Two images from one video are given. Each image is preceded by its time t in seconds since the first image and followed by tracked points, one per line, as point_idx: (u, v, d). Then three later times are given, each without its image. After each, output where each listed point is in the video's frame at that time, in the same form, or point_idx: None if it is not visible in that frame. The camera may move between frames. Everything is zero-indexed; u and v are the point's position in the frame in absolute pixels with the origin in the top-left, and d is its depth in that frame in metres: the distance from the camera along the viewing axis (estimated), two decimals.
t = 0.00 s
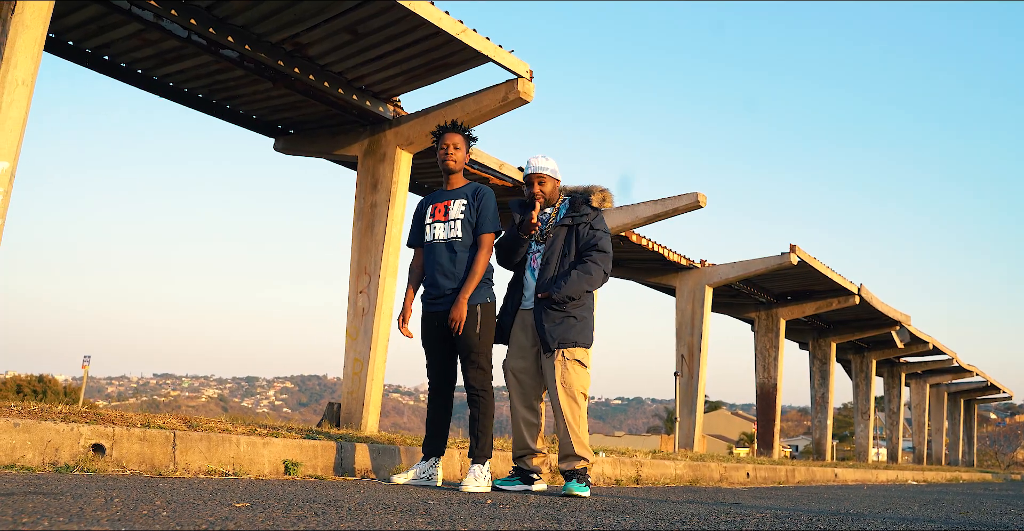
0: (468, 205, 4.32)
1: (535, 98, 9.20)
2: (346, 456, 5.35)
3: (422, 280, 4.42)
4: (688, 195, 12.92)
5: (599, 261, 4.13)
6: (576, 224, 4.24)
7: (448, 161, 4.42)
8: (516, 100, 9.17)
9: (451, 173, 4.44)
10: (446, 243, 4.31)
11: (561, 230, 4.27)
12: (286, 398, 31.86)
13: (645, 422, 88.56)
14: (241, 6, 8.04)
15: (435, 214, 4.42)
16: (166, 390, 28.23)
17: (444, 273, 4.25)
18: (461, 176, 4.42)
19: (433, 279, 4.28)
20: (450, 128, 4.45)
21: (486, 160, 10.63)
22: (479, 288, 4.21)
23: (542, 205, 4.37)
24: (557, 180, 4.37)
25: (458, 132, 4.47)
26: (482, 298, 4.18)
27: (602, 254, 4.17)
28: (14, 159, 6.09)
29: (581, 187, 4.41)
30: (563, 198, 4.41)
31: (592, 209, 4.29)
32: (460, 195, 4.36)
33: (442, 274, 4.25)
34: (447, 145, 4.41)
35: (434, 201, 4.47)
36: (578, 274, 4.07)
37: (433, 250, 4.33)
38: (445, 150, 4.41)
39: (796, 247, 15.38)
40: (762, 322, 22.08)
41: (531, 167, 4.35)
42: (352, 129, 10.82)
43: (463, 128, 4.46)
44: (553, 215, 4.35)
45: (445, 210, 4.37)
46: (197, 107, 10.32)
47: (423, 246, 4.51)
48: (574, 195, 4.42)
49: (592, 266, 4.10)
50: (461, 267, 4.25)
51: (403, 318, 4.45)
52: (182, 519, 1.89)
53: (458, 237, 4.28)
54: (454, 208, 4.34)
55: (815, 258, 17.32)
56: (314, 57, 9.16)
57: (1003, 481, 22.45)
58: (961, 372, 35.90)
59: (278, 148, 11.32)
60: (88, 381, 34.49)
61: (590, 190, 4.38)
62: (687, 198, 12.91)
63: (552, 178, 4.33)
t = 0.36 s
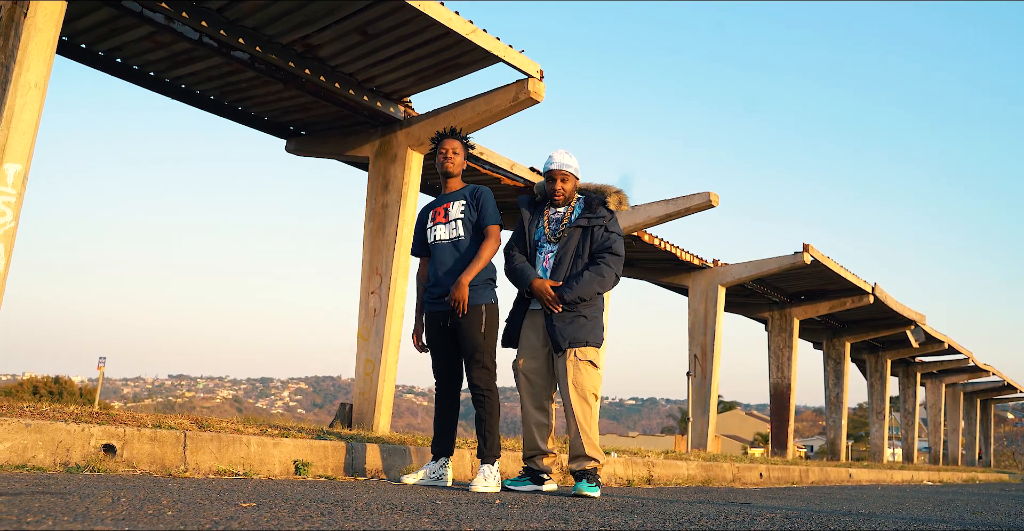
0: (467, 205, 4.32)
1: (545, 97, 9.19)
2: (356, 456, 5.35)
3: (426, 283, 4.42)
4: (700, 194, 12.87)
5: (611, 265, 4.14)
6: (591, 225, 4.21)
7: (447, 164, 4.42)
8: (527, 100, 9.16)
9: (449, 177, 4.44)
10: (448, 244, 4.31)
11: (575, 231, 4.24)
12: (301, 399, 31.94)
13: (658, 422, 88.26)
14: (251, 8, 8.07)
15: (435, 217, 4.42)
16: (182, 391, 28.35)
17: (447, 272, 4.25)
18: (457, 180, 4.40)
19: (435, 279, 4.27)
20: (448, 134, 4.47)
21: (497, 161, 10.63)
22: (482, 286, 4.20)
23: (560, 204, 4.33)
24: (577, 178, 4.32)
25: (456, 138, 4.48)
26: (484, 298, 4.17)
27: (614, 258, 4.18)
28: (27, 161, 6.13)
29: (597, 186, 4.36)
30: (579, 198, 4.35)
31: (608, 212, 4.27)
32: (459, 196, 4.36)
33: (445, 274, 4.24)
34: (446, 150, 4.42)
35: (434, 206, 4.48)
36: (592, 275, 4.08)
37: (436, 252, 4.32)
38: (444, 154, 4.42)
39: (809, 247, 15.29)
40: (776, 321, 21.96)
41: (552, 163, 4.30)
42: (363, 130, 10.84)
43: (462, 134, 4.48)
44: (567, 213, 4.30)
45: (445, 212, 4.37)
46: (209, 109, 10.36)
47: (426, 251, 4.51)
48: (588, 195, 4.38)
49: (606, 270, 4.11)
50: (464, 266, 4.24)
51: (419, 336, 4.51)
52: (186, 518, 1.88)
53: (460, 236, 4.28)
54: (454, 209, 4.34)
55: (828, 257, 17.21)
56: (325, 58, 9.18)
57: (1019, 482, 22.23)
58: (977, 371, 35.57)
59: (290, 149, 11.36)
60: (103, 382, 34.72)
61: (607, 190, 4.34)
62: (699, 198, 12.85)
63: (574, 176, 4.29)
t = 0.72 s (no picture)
0: (473, 204, 4.31)
1: (556, 98, 9.17)
2: (365, 456, 5.36)
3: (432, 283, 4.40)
4: (712, 194, 12.81)
5: (624, 269, 4.11)
6: (602, 227, 4.18)
7: (453, 165, 4.41)
8: (537, 100, 9.16)
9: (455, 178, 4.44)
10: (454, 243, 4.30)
11: (586, 233, 4.22)
12: (314, 400, 32.02)
13: (670, 422, 87.99)
14: (262, 10, 8.10)
15: (441, 217, 4.41)
16: (196, 392, 28.44)
17: (453, 270, 4.23)
18: (463, 182, 4.41)
19: (442, 278, 4.26)
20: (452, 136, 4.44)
21: (508, 161, 10.64)
22: (486, 286, 4.21)
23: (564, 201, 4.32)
24: (577, 176, 4.30)
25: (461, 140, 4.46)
26: (489, 298, 4.18)
27: (628, 263, 4.15)
28: (40, 163, 6.18)
29: (612, 183, 4.28)
30: (588, 194, 4.32)
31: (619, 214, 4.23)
32: (465, 196, 4.35)
33: (451, 272, 4.23)
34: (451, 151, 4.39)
35: (440, 206, 4.47)
36: (604, 279, 4.05)
37: (443, 252, 4.31)
38: (450, 156, 4.39)
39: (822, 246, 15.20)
40: (788, 321, 21.86)
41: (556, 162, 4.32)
42: (374, 131, 10.87)
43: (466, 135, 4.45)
44: (578, 212, 4.26)
45: (451, 213, 4.36)
46: (221, 110, 10.41)
47: (432, 251, 4.50)
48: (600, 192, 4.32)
49: (620, 275, 4.08)
50: (470, 264, 4.22)
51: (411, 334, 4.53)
52: (190, 516, 1.87)
53: (466, 235, 4.26)
54: (460, 209, 4.33)
55: (842, 257, 17.10)
56: (335, 59, 9.21)
57: None
58: (993, 372, 35.27)
59: (301, 150, 11.41)
60: (118, 383, 34.89)
61: (619, 188, 4.26)
62: (710, 198, 12.80)
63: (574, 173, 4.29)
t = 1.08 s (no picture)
0: (483, 204, 4.27)
1: (563, 98, 9.17)
2: (373, 456, 5.36)
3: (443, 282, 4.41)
4: (721, 193, 12.76)
5: (604, 260, 4.02)
6: (582, 222, 4.15)
7: (465, 165, 4.38)
8: (545, 100, 9.15)
9: (468, 177, 4.41)
10: (464, 243, 4.30)
11: (570, 230, 4.21)
12: (326, 401, 32.05)
13: (682, 423, 87.71)
14: (270, 11, 8.12)
15: (453, 217, 4.41)
16: (208, 394, 28.51)
17: (462, 270, 4.23)
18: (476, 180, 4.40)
19: (452, 278, 4.27)
20: (464, 134, 4.41)
21: (518, 162, 10.69)
22: (495, 284, 4.21)
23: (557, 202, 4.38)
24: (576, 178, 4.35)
25: (472, 138, 4.41)
26: (498, 298, 4.18)
27: (609, 253, 4.04)
28: (50, 165, 6.21)
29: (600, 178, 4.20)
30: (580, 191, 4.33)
31: (599, 204, 4.14)
32: (477, 196, 4.31)
33: (460, 273, 4.24)
34: (463, 150, 4.36)
35: (453, 205, 4.47)
36: (581, 275, 4.01)
37: (453, 251, 4.32)
38: (462, 155, 4.36)
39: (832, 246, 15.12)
40: (800, 321, 21.77)
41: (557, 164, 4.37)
42: (382, 132, 10.88)
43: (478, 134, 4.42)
44: (567, 211, 4.26)
45: (463, 212, 4.36)
46: (230, 112, 10.44)
47: (443, 250, 4.50)
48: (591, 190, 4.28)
49: (597, 267, 4.00)
50: (480, 265, 4.22)
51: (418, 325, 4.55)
52: (190, 515, 1.86)
53: (477, 235, 4.25)
54: (471, 209, 4.32)
55: (853, 256, 17.00)
56: (343, 61, 9.23)
57: None
58: (1007, 372, 34.98)
59: (310, 151, 11.44)
60: (131, 384, 35.05)
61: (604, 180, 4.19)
62: (720, 197, 12.74)
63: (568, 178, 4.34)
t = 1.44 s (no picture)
0: (497, 202, 4.27)
1: (570, 98, 9.16)
2: (380, 457, 5.37)
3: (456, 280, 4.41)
4: (730, 193, 12.71)
5: (574, 251, 4.02)
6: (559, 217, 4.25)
7: (482, 160, 4.37)
8: (552, 101, 9.14)
9: (484, 172, 4.41)
10: (477, 241, 4.30)
11: (554, 228, 4.33)
12: (338, 402, 32.12)
13: (692, 424, 87.45)
14: (277, 13, 8.15)
15: (468, 213, 4.42)
16: (220, 395, 28.61)
17: (474, 269, 4.23)
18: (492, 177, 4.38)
19: (463, 276, 4.27)
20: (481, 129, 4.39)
21: (526, 163, 10.70)
22: (506, 282, 4.18)
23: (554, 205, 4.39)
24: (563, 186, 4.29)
25: (490, 133, 4.39)
26: (508, 297, 4.14)
27: (578, 241, 4.04)
28: (59, 167, 6.25)
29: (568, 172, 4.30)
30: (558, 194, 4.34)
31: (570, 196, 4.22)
32: (491, 193, 4.32)
33: (472, 271, 4.23)
34: (480, 145, 4.35)
35: (468, 201, 4.48)
36: (556, 270, 4.06)
37: (465, 248, 4.33)
38: (479, 150, 4.36)
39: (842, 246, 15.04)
40: (810, 322, 21.68)
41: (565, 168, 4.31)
42: (390, 133, 10.90)
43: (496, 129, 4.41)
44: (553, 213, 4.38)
45: (477, 209, 4.36)
46: (238, 113, 10.48)
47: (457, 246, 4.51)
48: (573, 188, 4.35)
49: (567, 257, 4.02)
50: (491, 264, 4.20)
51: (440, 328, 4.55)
52: (189, 515, 1.87)
53: (490, 234, 4.25)
54: (485, 206, 4.32)
55: (863, 256, 16.91)
56: (350, 62, 9.25)
57: None
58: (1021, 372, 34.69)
59: (318, 153, 11.47)
60: (143, 385, 35.19)
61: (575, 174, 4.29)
62: (729, 197, 12.70)
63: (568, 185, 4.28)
